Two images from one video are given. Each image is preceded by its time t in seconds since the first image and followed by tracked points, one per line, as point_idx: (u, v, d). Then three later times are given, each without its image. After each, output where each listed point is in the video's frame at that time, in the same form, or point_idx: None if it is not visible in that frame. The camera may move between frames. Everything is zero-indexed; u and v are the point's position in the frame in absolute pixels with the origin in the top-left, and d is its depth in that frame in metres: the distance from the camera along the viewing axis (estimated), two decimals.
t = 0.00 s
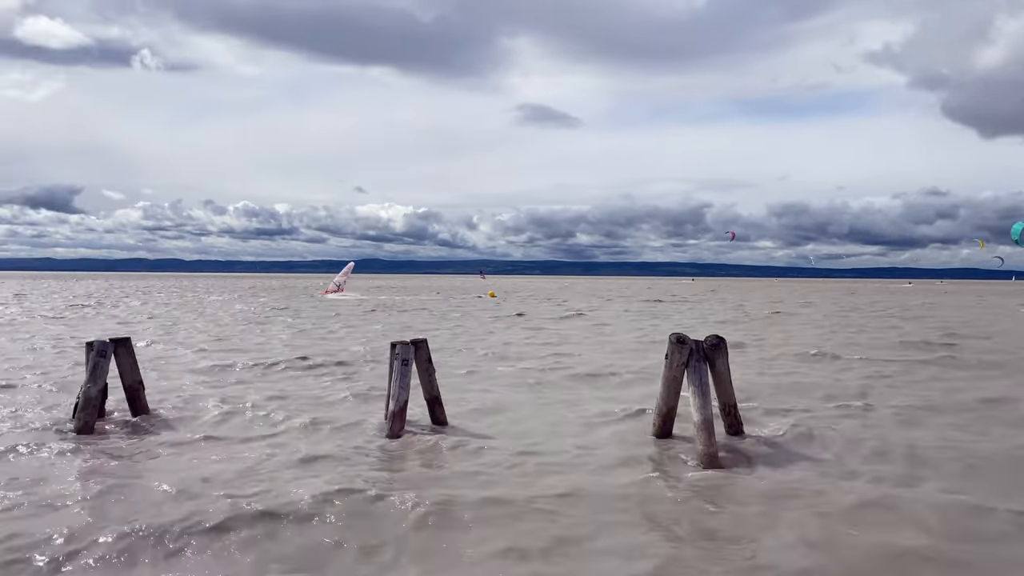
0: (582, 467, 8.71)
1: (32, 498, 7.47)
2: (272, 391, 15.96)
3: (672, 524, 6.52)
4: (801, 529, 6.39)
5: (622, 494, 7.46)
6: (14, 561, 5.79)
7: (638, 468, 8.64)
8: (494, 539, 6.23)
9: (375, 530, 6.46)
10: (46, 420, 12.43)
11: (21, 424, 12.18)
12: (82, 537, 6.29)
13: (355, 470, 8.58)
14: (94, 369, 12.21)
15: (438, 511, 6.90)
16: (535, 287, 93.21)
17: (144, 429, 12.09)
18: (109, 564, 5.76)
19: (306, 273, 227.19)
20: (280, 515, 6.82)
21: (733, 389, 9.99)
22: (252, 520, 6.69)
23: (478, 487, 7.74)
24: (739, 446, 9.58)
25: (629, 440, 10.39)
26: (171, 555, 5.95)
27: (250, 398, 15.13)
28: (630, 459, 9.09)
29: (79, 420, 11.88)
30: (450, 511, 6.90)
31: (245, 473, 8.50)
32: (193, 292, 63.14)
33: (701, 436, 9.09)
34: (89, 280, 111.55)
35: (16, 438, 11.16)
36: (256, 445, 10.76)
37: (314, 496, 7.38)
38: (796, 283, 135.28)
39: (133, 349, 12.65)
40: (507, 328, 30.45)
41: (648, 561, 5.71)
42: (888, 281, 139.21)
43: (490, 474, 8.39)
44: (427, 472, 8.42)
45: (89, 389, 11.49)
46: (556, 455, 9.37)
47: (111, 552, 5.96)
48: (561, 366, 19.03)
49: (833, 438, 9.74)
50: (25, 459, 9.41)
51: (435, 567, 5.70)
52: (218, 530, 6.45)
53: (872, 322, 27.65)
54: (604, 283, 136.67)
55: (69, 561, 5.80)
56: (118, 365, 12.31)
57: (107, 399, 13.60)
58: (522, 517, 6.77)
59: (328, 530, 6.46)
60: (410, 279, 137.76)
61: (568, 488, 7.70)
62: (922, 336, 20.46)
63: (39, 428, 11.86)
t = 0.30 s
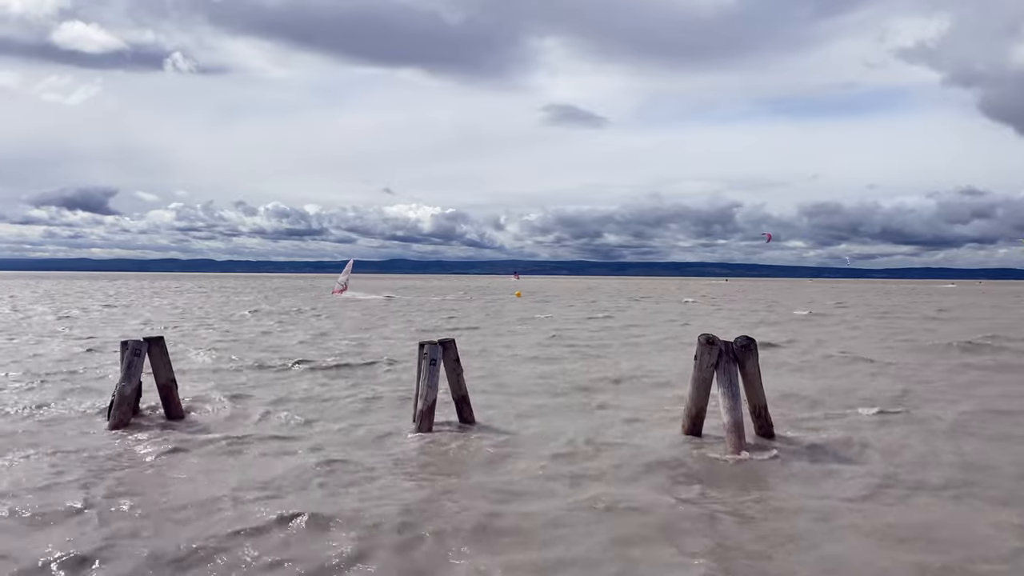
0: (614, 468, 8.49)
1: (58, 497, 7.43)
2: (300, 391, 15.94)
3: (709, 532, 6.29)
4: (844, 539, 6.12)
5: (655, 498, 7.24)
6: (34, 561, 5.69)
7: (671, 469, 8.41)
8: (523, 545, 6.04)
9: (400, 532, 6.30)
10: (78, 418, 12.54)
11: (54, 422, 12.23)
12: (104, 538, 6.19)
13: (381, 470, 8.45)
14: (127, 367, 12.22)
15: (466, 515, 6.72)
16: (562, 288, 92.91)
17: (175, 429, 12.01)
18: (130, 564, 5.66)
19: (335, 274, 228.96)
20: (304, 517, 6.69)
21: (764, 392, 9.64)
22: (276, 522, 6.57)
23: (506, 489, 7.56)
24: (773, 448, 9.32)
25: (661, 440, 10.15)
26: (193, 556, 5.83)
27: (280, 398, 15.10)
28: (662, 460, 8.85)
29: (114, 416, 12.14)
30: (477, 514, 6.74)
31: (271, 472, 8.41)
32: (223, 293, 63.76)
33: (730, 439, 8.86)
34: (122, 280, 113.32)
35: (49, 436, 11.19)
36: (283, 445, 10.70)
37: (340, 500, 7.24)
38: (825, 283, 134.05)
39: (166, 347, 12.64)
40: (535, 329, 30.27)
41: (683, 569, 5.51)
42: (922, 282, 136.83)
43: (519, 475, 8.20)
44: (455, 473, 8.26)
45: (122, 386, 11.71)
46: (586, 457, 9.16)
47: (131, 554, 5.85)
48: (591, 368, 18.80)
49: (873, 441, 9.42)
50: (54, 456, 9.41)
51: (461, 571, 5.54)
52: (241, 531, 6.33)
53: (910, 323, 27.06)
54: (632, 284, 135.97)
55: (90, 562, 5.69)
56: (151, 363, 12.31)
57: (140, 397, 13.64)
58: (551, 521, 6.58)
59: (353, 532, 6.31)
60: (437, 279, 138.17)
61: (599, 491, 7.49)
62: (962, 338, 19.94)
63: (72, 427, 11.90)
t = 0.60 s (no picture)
0: (643, 469, 8.35)
1: (87, 494, 7.42)
2: (326, 391, 15.94)
3: (745, 538, 6.13)
4: (887, 546, 5.95)
5: (688, 501, 7.09)
6: (63, 558, 5.66)
7: (702, 470, 8.25)
8: (556, 548, 5.93)
9: (430, 534, 6.22)
10: (108, 416, 12.68)
11: (85, 420, 12.33)
12: (132, 536, 6.16)
13: (408, 470, 8.39)
14: (158, 368, 12.37)
15: (496, 518, 6.62)
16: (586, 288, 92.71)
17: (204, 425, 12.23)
18: (154, 561, 5.64)
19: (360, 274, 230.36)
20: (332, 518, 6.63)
21: (792, 393, 9.46)
22: (305, 522, 6.51)
23: (535, 490, 7.46)
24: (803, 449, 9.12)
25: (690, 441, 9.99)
26: (223, 554, 5.78)
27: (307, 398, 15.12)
28: (693, 461, 8.70)
29: (145, 411, 12.46)
30: (506, 516, 6.64)
31: (297, 472, 8.37)
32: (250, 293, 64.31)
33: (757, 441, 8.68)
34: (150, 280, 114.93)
35: (79, 435, 11.26)
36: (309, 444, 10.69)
37: (368, 500, 7.18)
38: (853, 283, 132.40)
39: (196, 346, 12.69)
40: (558, 329, 30.16)
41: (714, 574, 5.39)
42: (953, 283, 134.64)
43: (547, 476, 8.10)
44: (481, 473, 8.18)
45: (152, 383, 12.02)
46: (615, 458, 9.02)
47: (160, 552, 5.81)
48: (616, 368, 18.62)
49: (909, 443, 9.20)
50: (83, 455, 9.45)
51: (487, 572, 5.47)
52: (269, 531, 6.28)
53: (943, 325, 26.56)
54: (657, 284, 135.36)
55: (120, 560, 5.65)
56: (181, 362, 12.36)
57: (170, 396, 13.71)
58: (582, 524, 6.46)
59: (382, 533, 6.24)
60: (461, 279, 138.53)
61: (630, 493, 7.36)
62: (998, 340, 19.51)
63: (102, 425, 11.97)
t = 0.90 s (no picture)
0: (676, 473, 8.05)
1: (107, 493, 7.26)
2: (348, 391, 15.80)
3: (776, 543, 5.89)
4: (942, 557, 5.61)
5: (718, 506, 6.83)
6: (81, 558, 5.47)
7: (736, 474, 7.93)
8: (582, 552, 5.71)
9: (458, 539, 5.97)
10: (134, 415, 12.59)
11: (109, 419, 12.28)
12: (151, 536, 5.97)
13: (432, 472, 8.15)
14: (185, 366, 12.30)
15: (518, 520, 6.43)
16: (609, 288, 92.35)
17: (229, 425, 12.13)
18: (167, 559, 5.52)
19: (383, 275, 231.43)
20: (357, 522, 6.41)
21: (819, 396, 9.11)
22: (329, 525, 6.29)
23: (565, 495, 7.19)
24: (835, 453, 8.80)
25: (722, 443, 9.67)
26: (244, 557, 5.56)
27: (330, 397, 14.99)
28: (726, 465, 8.38)
29: (173, 410, 12.39)
30: (536, 521, 6.38)
31: (319, 473, 8.17)
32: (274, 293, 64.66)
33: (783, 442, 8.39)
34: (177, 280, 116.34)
35: (103, 433, 11.22)
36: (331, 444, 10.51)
37: (393, 504, 6.95)
38: (881, 284, 130.68)
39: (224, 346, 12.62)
40: (580, 330, 29.86)
41: None
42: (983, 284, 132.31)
43: (576, 479, 7.83)
44: (503, 474, 7.99)
45: (182, 383, 11.95)
46: (645, 461, 8.73)
47: (181, 552, 5.62)
48: (642, 369, 18.31)
49: (953, 450, 8.81)
50: (104, 454, 9.31)
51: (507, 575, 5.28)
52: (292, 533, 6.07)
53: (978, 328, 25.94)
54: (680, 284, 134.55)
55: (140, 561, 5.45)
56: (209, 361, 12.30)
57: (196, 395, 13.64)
58: (616, 530, 6.18)
59: (408, 539, 6.00)
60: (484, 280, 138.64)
61: (661, 497, 7.09)
62: None
63: (127, 424, 11.91)
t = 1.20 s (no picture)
0: (703, 478, 7.87)
1: (130, 493, 7.25)
2: (371, 390, 15.81)
3: (804, 551, 5.77)
4: (979, 569, 5.42)
5: (744, 510, 6.71)
6: (104, 565, 5.42)
7: (765, 480, 7.75)
8: (606, 557, 5.62)
9: (480, 545, 5.86)
10: (160, 415, 12.69)
11: (134, 419, 12.34)
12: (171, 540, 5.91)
13: (454, 474, 8.06)
14: (211, 366, 12.35)
15: (539, 523, 6.35)
16: (631, 288, 91.97)
17: (253, 424, 12.17)
18: (188, 561, 5.49)
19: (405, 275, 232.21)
20: (378, 525, 6.32)
21: (843, 398, 8.89)
22: (349, 530, 6.20)
23: (590, 500, 7.04)
24: (862, 459, 8.62)
25: (749, 446, 9.49)
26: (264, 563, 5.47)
27: (352, 397, 14.99)
28: (754, 470, 8.21)
29: (200, 409, 12.47)
30: (562, 528, 6.23)
31: (341, 474, 8.11)
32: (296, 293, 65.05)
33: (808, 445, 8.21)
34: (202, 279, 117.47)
35: (128, 433, 11.27)
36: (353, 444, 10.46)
37: (414, 505, 6.90)
38: (907, 284, 129.15)
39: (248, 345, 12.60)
40: (603, 330, 29.73)
41: None
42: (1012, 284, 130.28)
43: (601, 483, 7.69)
44: (524, 477, 7.90)
45: (207, 383, 11.98)
46: (670, 464, 8.58)
47: (200, 558, 5.54)
48: (666, 370, 18.14)
49: (991, 459, 8.55)
50: (129, 453, 9.35)
51: None
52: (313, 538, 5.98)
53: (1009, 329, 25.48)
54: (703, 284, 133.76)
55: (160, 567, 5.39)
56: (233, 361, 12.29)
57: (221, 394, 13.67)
58: (644, 538, 6.02)
59: (430, 544, 5.89)
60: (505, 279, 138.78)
61: (685, 502, 6.97)
62: None
63: (151, 424, 11.96)
